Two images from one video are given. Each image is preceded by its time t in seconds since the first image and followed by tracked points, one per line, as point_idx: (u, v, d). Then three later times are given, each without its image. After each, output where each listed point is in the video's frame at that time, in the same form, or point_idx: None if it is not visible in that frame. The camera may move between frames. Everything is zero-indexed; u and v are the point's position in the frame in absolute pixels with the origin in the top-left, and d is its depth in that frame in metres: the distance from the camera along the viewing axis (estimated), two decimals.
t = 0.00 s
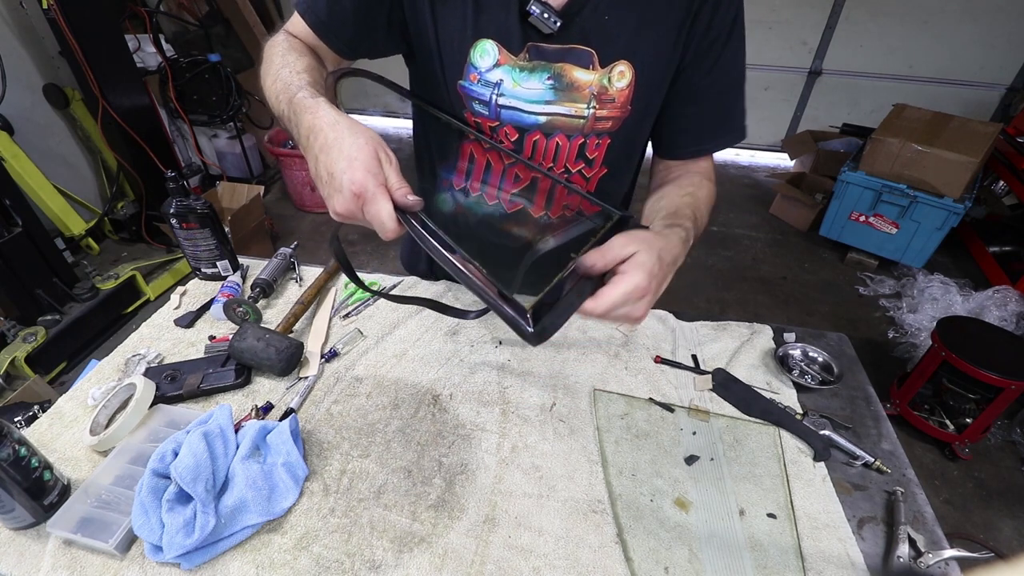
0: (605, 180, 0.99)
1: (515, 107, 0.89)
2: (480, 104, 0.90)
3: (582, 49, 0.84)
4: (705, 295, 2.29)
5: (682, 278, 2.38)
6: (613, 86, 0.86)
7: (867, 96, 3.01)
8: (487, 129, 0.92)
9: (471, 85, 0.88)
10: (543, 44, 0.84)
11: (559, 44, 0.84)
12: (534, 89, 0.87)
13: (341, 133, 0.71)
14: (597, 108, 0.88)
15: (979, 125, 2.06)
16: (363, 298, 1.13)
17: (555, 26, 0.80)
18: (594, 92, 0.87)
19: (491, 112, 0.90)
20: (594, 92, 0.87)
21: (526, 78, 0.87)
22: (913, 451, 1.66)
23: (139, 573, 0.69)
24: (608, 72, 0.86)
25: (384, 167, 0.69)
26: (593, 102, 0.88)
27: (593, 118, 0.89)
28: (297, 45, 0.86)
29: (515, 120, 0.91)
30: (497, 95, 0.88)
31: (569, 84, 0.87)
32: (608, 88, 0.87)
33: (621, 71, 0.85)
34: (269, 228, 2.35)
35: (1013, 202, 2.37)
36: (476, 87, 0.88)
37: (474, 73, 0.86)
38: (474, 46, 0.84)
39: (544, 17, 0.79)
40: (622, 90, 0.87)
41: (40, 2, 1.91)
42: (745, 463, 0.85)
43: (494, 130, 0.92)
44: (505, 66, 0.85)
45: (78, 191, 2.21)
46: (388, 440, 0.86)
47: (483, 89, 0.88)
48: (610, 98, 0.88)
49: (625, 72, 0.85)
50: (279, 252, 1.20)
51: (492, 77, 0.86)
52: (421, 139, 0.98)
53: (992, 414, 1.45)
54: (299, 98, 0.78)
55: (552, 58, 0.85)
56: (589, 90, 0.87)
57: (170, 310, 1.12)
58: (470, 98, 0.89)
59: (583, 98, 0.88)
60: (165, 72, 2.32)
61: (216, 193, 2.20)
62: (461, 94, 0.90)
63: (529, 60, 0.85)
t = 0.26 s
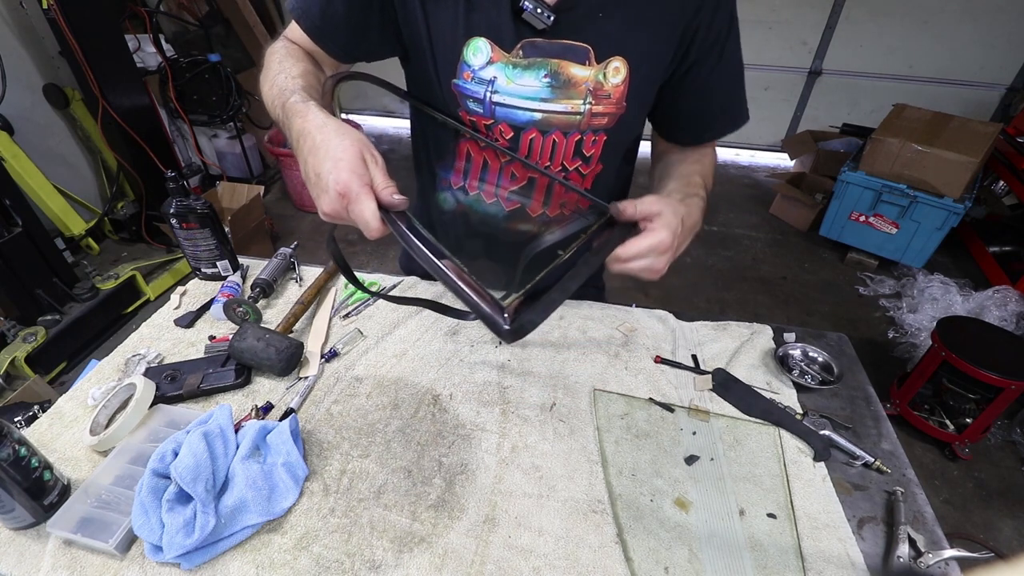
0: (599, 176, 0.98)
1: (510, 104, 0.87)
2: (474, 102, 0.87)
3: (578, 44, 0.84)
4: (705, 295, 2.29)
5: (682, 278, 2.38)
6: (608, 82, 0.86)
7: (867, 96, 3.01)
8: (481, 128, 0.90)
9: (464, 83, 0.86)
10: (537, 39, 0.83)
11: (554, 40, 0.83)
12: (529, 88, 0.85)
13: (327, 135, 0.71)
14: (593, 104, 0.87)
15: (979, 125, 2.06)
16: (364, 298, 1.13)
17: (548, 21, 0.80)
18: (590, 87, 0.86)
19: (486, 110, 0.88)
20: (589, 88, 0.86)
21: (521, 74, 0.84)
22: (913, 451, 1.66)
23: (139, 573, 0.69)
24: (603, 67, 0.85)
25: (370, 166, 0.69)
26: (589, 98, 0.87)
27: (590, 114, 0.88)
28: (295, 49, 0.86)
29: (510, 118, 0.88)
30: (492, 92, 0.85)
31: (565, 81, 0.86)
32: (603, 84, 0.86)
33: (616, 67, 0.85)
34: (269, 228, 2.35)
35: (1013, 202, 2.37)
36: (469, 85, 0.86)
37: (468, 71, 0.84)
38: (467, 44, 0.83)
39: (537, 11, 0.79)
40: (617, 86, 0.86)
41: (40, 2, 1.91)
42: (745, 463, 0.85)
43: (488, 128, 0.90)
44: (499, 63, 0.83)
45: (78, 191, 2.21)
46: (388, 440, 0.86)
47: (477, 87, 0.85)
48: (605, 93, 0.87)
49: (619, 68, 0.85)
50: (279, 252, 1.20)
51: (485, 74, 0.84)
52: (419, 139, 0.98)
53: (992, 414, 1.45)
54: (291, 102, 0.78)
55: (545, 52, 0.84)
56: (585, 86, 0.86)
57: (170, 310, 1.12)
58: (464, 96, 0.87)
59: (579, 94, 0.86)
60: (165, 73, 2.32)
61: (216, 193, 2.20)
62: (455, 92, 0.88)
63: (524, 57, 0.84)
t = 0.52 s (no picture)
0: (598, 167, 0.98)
1: (509, 99, 0.87)
2: (474, 98, 0.87)
3: (576, 38, 0.83)
4: (705, 295, 2.29)
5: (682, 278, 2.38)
6: (606, 74, 0.85)
7: (867, 96, 3.01)
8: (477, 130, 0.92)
9: (463, 80, 0.86)
10: (537, 33, 0.82)
11: (553, 33, 0.82)
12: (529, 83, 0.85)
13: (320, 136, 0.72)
14: (591, 97, 0.87)
15: (979, 125, 2.06)
16: (363, 298, 1.13)
17: (548, 13, 0.79)
18: (588, 80, 0.85)
19: (485, 106, 0.88)
20: (588, 81, 0.85)
21: (520, 68, 0.84)
22: (913, 451, 1.66)
23: (139, 573, 0.69)
24: (601, 60, 0.84)
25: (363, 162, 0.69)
26: (588, 91, 0.86)
27: (589, 106, 0.88)
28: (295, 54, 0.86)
29: (510, 113, 0.89)
30: (491, 88, 0.85)
31: (564, 74, 0.85)
32: (601, 76, 0.85)
33: (613, 59, 0.84)
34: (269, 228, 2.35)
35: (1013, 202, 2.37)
36: (469, 83, 0.86)
37: (466, 68, 0.84)
38: (465, 41, 0.82)
39: (537, 4, 0.78)
40: (615, 78, 0.86)
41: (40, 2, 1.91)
42: (745, 463, 0.85)
43: (488, 124, 0.90)
44: (498, 58, 0.83)
45: (78, 191, 2.21)
46: (388, 440, 0.86)
47: (476, 83, 0.85)
48: (603, 86, 0.86)
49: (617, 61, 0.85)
50: (279, 252, 1.20)
51: (485, 71, 0.84)
52: (420, 141, 0.99)
53: (992, 413, 1.45)
54: (288, 104, 0.79)
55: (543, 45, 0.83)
56: (584, 79, 0.85)
57: (170, 310, 1.12)
58: (463, 94, 0.87)
59: (578, 87, 0.86)
60: (165, 73, 2.32)
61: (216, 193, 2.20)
62: (454, 90, 0.88)
63: (523, 52, 0.83)
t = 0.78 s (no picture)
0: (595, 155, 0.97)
1: (501, 87, 0.86)
2: (465, 88, 0.87)
3: (562, 24, 0.83)
4: (705, 295, 2.29)
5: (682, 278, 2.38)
6: (594, 59, 0.85)
7: (867, 96, 3.01)
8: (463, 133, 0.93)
9: (454, 70, 0.86)
10: (523, 20, 0.82)
11: (540, 20, 0.83)
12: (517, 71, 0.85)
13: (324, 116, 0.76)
14: (580, 83, 0.86)
15: (979, 125, 2.06)
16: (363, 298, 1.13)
17: None
18: (576, 66, 0.85)
19: (477, 95, 0.87)
20: (576, 66, 0.85)
21: (509, 56, 0.84)
22: (913, 451, 1.66)
23: (139, 573, 0.69)
24: (588, 45, 0.84)
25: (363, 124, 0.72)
26: (576, 76, 0.86)
27: (578, 92, 0.87)
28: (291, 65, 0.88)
29: (499, 101, 0.88)
30: (482, 76, 0.85)
31: (552, 59, 0.85)
32: (589, 61, 0.85)
33: (600, 44, 0.84)
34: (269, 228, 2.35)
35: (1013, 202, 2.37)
36: (457, 73, 0.86)
37: (457, 58, 0.85)
38: (454, 32, 0.83)
39: None
40: (603, 63, 0.85)
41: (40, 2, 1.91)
42: (745, 463, 0.85)
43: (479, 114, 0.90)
44: (487, 47, 0.83)
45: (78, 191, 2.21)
46: (388, 441, 0.86)
47: (467, 73, 0.85)
48: (592, 71, 0.86)
49: (603, 45, 0.84)
50: (279, 252, 1.20)
51: (475, 61, 0.84)
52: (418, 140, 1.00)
53: (992, 413, 1.45)
54: (292, 98, 0.83)
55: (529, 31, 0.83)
56: (571, 64, 0.85)
57: (170, 310, 1.12)
58: (455, 86, 0.87)
59: (566, 72, 0.85)
60: (165, 73, 2.32)
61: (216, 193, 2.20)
62: (445, 82, 0.88)
63: (511, 39, 0.83)
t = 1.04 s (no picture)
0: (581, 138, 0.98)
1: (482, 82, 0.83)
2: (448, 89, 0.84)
3: (540, 10, 0.81)
4: (705, 295, 2.29)
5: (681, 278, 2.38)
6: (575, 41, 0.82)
7: (867, 96, 3.01)
8: (452, 128, 0.71)
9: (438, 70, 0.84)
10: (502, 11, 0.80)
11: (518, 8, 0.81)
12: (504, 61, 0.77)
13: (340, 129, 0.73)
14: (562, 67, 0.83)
15: (979, 125, 2.06)
16: (363, 298, 1.13)
17: None
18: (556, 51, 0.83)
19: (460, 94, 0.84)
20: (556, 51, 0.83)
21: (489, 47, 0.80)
22: (913, 451, 1.66)
23: (139, 573, 0.69)
24: (567, 28, 0.82)
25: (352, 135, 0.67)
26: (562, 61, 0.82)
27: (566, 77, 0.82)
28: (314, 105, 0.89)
29: (487, 93, 0.63)
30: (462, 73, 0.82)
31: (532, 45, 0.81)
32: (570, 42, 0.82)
33: (580, 28, 0.82)
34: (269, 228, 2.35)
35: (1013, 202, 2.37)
36: (440, 70, 0.57)
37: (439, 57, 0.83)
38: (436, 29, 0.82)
39: None
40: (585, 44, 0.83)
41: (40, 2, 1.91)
42: (745, 463, 0.85)
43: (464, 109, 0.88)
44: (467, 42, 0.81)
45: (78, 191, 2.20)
46: (388, 440, 0.86)
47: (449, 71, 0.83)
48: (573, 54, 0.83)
49: (584, 29, 0.83)
50: (279, 252, 1.20)
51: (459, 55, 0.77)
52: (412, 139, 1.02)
53: (992, 413, 1.45)
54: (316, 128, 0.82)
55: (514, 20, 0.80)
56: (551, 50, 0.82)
57: (170, 310, 1.12)
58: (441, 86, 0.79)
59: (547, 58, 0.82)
60: (165, 73, 2.32)
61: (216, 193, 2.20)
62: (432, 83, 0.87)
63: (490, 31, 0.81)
